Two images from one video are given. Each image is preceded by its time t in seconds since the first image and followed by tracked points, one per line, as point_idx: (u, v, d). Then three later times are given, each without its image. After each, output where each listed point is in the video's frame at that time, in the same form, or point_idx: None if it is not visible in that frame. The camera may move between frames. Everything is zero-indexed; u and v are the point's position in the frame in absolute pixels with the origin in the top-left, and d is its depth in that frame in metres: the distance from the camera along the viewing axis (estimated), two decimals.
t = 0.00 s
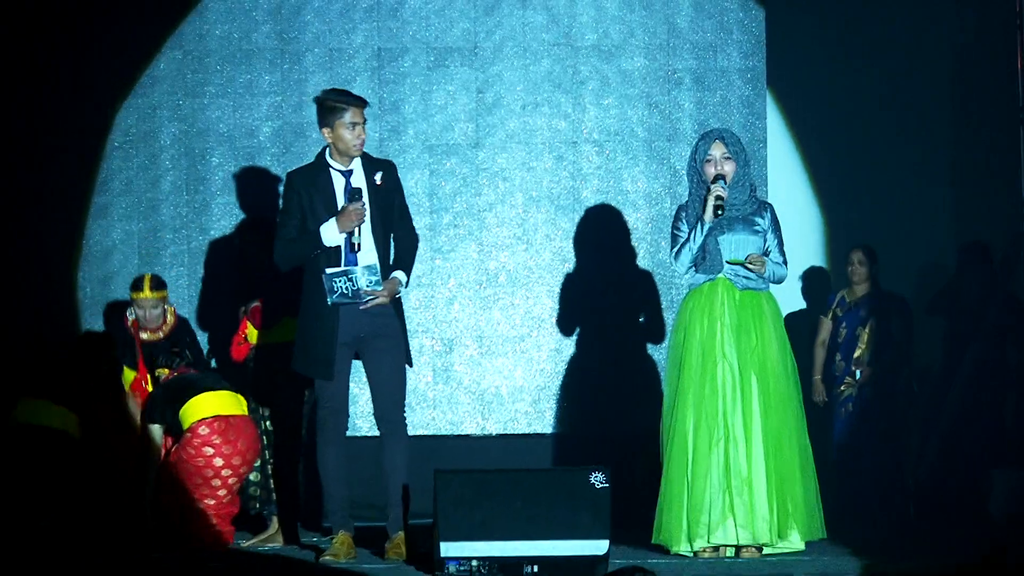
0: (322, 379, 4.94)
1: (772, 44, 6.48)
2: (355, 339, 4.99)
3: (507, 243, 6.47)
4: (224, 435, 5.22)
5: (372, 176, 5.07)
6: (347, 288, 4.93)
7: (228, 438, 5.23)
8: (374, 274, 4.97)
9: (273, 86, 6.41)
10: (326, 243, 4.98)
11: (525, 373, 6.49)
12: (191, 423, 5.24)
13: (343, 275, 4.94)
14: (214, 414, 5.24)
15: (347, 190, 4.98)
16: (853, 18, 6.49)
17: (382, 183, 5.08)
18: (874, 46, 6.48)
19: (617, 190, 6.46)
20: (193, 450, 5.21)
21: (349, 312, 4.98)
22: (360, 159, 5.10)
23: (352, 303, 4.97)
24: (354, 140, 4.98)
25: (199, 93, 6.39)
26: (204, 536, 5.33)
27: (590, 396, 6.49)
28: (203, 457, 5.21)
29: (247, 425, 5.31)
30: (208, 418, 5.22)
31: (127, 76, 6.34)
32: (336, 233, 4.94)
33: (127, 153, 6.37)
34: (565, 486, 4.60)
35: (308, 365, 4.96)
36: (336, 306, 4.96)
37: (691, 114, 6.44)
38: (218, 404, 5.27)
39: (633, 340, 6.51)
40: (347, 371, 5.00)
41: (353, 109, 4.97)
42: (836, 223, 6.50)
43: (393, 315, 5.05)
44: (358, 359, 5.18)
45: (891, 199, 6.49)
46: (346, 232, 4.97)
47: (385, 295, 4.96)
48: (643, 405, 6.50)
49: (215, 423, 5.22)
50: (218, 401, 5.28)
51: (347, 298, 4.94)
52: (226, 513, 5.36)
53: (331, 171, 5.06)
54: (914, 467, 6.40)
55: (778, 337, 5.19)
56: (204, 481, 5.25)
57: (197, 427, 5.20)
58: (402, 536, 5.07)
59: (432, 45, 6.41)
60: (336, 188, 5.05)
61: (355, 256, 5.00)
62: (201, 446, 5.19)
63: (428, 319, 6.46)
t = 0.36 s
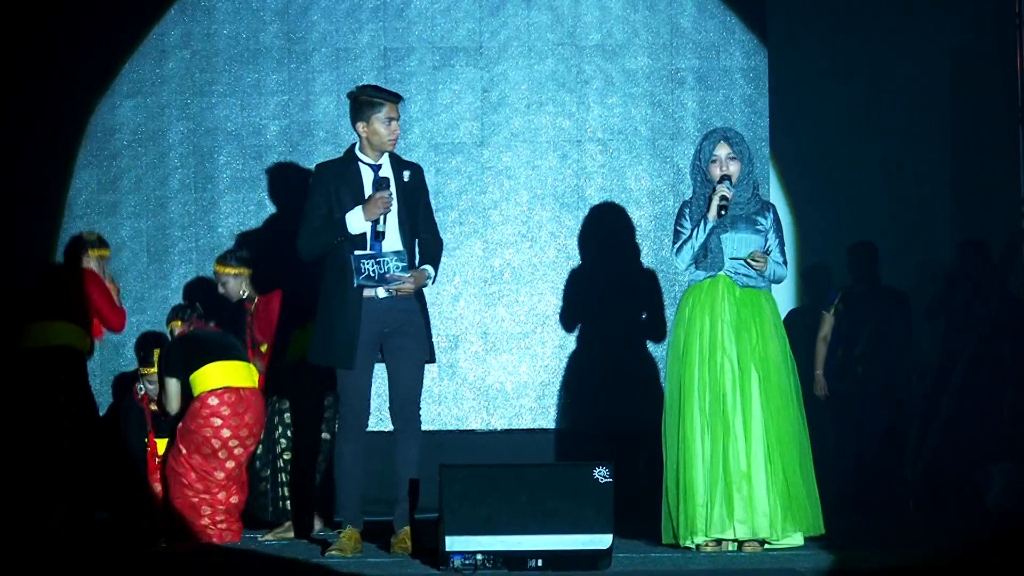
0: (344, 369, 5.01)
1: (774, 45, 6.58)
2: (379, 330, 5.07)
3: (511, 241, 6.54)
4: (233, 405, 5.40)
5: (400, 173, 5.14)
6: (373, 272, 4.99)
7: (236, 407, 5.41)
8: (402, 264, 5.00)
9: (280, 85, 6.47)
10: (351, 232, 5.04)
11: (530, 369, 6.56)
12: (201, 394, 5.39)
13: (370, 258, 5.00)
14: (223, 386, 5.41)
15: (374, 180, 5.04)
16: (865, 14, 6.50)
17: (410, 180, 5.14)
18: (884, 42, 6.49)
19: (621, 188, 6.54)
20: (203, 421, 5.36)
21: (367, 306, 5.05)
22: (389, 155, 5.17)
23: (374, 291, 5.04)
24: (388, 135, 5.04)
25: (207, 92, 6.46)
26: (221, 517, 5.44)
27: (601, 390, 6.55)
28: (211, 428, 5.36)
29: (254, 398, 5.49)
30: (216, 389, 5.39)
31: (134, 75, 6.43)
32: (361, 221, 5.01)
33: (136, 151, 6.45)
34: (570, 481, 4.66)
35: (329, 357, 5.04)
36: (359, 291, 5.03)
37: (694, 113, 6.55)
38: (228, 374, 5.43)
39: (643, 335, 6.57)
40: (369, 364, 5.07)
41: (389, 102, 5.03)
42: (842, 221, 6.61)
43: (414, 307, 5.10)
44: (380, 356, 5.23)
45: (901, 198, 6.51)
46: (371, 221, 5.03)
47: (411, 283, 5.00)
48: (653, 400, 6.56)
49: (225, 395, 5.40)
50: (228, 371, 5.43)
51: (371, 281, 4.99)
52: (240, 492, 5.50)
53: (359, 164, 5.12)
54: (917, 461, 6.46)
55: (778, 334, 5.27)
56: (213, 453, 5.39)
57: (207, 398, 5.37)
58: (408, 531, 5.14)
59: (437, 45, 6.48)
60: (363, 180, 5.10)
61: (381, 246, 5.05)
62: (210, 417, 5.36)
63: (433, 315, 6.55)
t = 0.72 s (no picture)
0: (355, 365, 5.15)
1: (772, 48, 6.64)
2: (399, 329, 5.20)
3: (511, 240, 6.68)
4: (237, 358, 5.57)
5: (425, 176, 5.29)
6: (390, 269, 5.16)
7: (241, 361, 5.58)
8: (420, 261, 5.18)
9: (286, 88, 6.61)
10: (371, 232, 5.16)
11: (530, 366, 6.70)
12: (206, 348, 5.58)
13: (388, 255, 5.17)
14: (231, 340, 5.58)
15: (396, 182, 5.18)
16: (859, 18, 6.63)
17: (435, 183, 5.29)
18: (879, 45, 6.63)
19: (619, 188, 6.66)
20: (208, 376, 5.56)
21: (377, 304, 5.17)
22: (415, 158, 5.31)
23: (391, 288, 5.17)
24: (416, 140, 5.17)
25: (214, 95, 6.60)
26: (235, 472, 5.64)
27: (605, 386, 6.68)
28: (217, 381, 5.55)
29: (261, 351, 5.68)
30: (222, 343, 5.57)
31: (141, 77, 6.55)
32: (380, 223, 5.13)
33: (144, 153, 6.59)
34: (569, 477, 4.80)
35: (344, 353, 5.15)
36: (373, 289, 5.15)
37: (691, 115, 6.65)
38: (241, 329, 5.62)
39: (642, 333, 6.71)
40: (383, 358, 5.20)
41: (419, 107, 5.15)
42: (843, 222, 6.70)
43: (426, 303, 5.23)
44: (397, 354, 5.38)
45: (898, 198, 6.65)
46: (390, 223, 5.16)
47: (425, 282, 5.14)
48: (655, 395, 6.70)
49: (230, 348, 5.58)
50: (235, 326, 5.60)
51: (388, 277, 5.16)
52: (253, 445, 5.69)
53: (386, 165, 5.27)
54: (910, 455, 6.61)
55: (764, 332, 5.39)
56: (221, 408, 5.57)
57: (212, 351, 5.56)
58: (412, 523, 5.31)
59: (439, 48, 6.62)
60: (387, 180, 5.25)
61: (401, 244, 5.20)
62: (215, 370, 5.55)
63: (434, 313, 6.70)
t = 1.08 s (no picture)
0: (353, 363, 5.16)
1: (772, 47, 6.62)
2: (397, 329, 5.20)
3: (510, 240, 6.68)
4: (243, 347, 5.61)
5: (428, 174, 5.28)
6: (388, 268, 5.06)
7: (247, 350, 5.62)
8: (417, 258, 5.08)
9: (284, 87, 6.61)
10: (371, 232, 5.15)
11: (528, 366, 6.69)
12: (213, 339, 5.62)
13: (383, 254, 5.07)
14: (241, 331, 5.62)
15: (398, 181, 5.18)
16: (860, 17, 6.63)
17: (437, 182, 5.29)
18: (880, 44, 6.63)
19: (617, 188, 6.67)
20: (216, 366, 5.60)
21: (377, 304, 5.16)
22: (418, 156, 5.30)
23: (392, 288, 5.15)
24: (418, 140, 5.16)
25: (213, 95, 6.59)
26: (249, 460, 5.66)
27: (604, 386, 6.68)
28: (224, 371, 5.60)
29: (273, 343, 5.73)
30: (230, 333, 5.60)
31: (139, 77, 6.54)
32: (380, 222, 5.12)
33: (142, 153, 6.58)
34: (567, 476, 4.80)
35: (342, 352, 5.18)
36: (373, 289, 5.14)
37: (689, 114, 6.66)
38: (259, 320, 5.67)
39: (641, 332, 6.71)
40: (381, 356, 5.21)
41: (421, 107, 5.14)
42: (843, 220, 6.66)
43: (426, 302, 5.22)
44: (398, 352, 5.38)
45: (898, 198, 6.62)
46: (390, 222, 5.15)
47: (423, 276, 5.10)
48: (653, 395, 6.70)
49: (237, 339, 5.61)
50: (244, 315, 5.62)
51: (386, 277, 5.07)
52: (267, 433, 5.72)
53: (388, 163, 5.26)
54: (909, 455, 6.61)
55: (758, 335, 5.37)
56: (230, 398, 5.61)
57: (218, 342, 5.60)
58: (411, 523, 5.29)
59: (438, 48, 6.62)
60: (389, 179, 5.24)
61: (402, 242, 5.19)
62: (222, 360, 5.59)
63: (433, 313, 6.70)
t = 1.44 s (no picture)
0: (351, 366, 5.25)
1: (762, 50, 6.74)
2: (387, 328, 5.31)
3: (507, 240, 6.81)
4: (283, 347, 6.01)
5: (413, 175, 5.38)
6: (373, 269, 5.17)
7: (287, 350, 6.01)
8: (401, 257, 5.19)
9: (286, 91, 6.74)
10: (357, 234, 5.28)
11: (525, 364, 6.83)
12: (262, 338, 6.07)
13: (368, 256, 5.17)
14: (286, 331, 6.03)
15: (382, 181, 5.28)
16: (848, 21, 6.75)
17: (421, 182, 5.39)
18: (867, 47, 6.75)
19: (612, 189, 6.80)
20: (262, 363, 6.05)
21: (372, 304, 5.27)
22: (402, 157, 5.40)
23: (382, 288, 5.26)
24: (386, 137, 5.27)
25: (215, 98, 6.72)
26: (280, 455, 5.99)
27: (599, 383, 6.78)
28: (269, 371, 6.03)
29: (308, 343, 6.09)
30: (274, 333, 6.04)
31: (144, 81, 6.68)
32: (365, 224, 5.24)
33: (147, 155, 6.71)
34: (563, 472, 4.92)
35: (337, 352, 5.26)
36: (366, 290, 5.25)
37: (683, 118, 6.78)
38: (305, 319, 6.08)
39: (635, 330, 6.85)
40: (377, 356, 5.31)
41: (389, 106, 5.25)
42: (833, 219, 6.78)
43: (415, 302, 5.33)
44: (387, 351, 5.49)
45: (886, 198, 6.75)
46: (374, 224, 5.25)
47: (409, 275, 5.20)
48: (647, 392, 6.83)
49: (279, 340, 6.02)
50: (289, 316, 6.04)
51: (372, 277, 5.17)
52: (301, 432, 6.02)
53: (373, 166, 5.37)
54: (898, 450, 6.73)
55: (753, 334, 5.51)
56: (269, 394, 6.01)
57: (264, 341, 6.05)
58: (410, 519, 5.38)
59: (437, 52, 6.75)
60: (375, 180, 5.35)
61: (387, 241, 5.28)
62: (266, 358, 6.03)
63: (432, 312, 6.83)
